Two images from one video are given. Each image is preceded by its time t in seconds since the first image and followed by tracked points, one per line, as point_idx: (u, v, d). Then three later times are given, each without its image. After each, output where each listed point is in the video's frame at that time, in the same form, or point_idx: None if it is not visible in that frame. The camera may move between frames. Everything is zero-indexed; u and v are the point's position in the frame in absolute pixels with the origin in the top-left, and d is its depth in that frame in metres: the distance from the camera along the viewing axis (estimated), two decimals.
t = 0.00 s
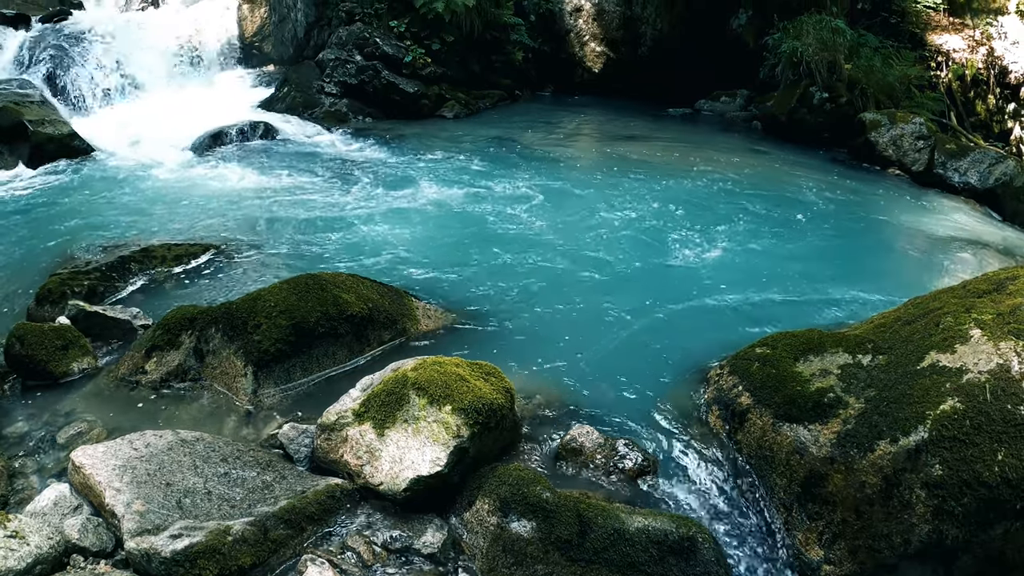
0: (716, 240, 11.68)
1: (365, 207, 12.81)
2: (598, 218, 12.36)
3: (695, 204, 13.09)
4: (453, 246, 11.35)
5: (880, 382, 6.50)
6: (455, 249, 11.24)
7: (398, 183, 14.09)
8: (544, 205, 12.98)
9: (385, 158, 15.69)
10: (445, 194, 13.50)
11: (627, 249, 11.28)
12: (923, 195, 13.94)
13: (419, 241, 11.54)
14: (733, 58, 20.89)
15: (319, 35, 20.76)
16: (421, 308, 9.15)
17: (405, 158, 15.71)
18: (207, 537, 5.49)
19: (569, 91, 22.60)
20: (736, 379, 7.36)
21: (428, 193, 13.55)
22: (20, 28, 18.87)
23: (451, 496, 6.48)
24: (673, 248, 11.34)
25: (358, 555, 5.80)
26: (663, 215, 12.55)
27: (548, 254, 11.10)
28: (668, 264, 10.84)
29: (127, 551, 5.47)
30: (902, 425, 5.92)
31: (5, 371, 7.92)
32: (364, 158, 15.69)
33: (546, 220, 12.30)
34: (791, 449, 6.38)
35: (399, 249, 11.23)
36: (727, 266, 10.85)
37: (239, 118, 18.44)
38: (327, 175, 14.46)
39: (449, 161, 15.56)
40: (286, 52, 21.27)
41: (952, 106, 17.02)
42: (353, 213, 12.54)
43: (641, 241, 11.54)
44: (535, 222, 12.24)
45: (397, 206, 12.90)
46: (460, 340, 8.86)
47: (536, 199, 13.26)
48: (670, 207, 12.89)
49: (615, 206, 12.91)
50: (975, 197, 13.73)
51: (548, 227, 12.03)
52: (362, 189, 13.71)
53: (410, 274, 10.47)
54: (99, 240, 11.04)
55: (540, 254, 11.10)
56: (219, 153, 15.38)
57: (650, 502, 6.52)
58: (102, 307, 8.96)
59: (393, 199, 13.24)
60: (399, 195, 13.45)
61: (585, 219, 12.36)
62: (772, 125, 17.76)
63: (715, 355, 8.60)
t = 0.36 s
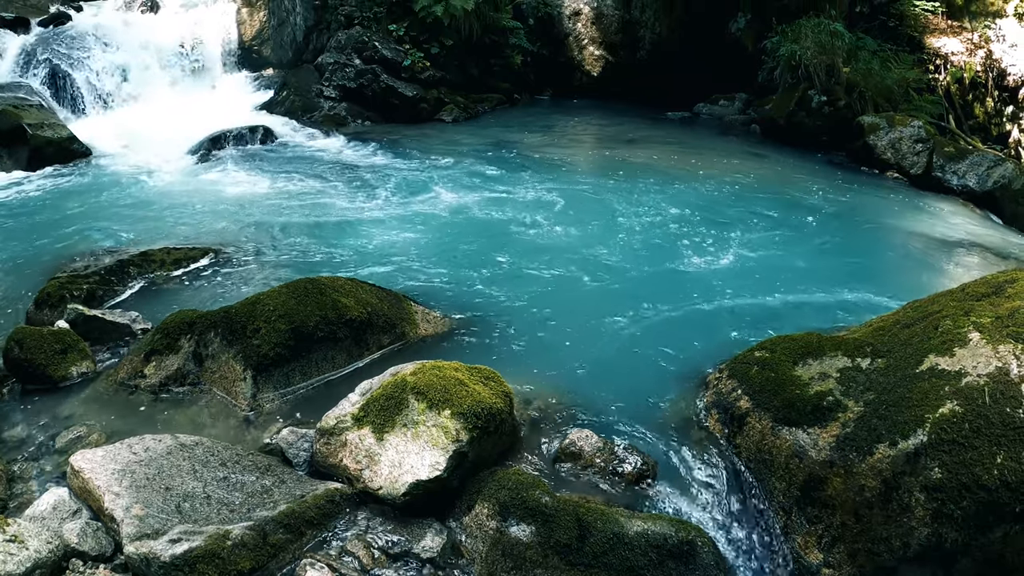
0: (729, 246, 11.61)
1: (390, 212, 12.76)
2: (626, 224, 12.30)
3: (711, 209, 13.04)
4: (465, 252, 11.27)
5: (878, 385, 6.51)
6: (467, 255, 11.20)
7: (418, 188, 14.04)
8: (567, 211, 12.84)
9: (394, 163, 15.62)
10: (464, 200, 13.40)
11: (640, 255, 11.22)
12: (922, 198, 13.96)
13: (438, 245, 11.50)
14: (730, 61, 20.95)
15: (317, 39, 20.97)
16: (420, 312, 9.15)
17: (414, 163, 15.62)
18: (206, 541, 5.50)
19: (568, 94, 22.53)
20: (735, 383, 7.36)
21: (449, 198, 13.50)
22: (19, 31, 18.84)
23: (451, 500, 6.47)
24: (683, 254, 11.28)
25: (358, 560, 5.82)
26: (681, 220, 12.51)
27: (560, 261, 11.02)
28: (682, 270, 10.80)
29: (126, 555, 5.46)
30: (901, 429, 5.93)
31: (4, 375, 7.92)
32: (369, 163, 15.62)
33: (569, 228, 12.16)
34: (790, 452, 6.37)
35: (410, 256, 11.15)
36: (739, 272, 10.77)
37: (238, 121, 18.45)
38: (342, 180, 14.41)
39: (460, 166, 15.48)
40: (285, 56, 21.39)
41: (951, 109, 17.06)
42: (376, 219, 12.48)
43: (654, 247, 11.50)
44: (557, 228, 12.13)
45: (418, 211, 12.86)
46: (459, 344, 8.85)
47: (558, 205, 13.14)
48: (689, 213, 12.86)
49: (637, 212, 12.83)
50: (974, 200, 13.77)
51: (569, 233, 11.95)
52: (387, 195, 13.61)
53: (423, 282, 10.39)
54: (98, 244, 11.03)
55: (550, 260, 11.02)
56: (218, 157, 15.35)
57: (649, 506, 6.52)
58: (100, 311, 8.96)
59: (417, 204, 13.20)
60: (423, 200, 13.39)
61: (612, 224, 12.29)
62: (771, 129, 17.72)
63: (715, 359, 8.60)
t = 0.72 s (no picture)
0: (743, 253, 11.52)
1: (413, 219, 12.65)
2: (651, 226, 12.42)
3: (725, 214, 13.05)
4: (474, 260, 11.18)
5: (878, 389, 6.51)
6: (474, 264, 11.04)
7: (436, 194, 13.94)
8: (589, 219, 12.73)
9: (399, 170, 15.44)
10: (484, 206, 13.33)
11: (654, 260, 11.19)
12: (921, 201, 13.98)
13: (447, 254, 11.35)
14: (729, 64, 20.92)
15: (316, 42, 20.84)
16: (419, 317, 9.15)
17: (423, 169, 15.43)
18: (205, 545, 5.50)
19: (567, 98, 22.65)
20: (734, 387, 7.36)
21: (468, 203, 13.45)
22: (19, 35, 18.82)
23: (449, 505, 6.46)
24: (696, 261, 11.24)
25: (357, 563, 5.82)
26: (699, 226, 12.49)
27: (566, 266, 10.99)
28: (697, 277, 10.74)
29: (125, 560, 5.46)
30: (900, 432, 5.92)
31: (3, 379, 7.91)
32: (371, 169, 15.48)
33: (588, 234, 12.09)
34: (789, 456, 6.37)
35: (414, 261, 11.12)
36: (753, 278, 10.70)
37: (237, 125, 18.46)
38: (359, 186, 14.34)
39: (470, 171, 15.40)
40: (284, 59, 21.21)
41: (949, 112, 17.15)
42: (400, 226, 12.36)
43: (667, 252, 11.48)
44: (578, 235, 12.02)
45: (440, 217, 12.77)
46: (457, 349, 8.85)
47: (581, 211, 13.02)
48: (706, 218, 12.84)
49: (660, 218, 12.76)
50: (972, 203, 13.82)
51: (588, 239, 11.90)
52: (413, 201, 13.58)
53: (426, 291, 10.24)
54: (97, 248, 11.03)
55: (560, 267, 10.95)
56: (218, 162, 15.33)
57: (648, 511, 6.52)
58: (99, 315, 8.96)
59: (439, 209, 13.15)
60: (446, 205, 13.35)
61: (636, 229, 12.29)
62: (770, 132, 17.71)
63: (714, 363, 8.60)
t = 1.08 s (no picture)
0: (759, 259, 11.49)
1: (440, 228, 12.48)
2: (672, 232, 12.37)
3: (742, 217, 13.12)
4: (473, 264, 11.21)
5: (876, 393, 6.51)
6: (483, 270, 11.03)
7: (456, 200, 13.85)
8: (616, 223, 12.71)
9: (404, 177, 15.26)
10: (519, 210, 13.30)
11: (669, 265, 11.18)
12: (919, 205, 13.99)
13: (459, 261, 11.27)
14: (728, 68, 21.04)
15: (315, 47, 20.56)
16: (417, 322, 9.17)
17: (423, 175, 15.42)
18: (203, 551, 5.50)
19: (566, 102, 22.74)
20: (733, 391, 7.36)
21: (495, 209, 13.37)
22: (19, 39, 18.85)
23: (448, 510, 6.45)
24: (713, 267, 11.19)
25: (355, 569, 5.77)
26: (717, 231, 12.47)
27: (567, 270, 11.00)
28: (709, 281, 10.73)
29: (123, 565, 5.45)
30: (899, 436, 5.92)
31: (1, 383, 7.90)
32: (373, 174, 15.41)
33: (613, 243, 11.93)
34: (788, 460, 6.37)
35: (412, 265, 11.13)
36: (770, 285, 10.67)
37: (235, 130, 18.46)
38: (380, 192, 14.27)
39: (469, 175, 15.40)
40: (282, 64, 21.04)
41: (946, 115, 17.15)
42: (432, 234, 12.23)
43: (692, 259, 11.43)
44: (600, 242, 11.94)
45: (468, 224, 12.68)
46: (454, 353, 8.84)
47: (608, 216, 12.99)
48: (723, 222, 12.85)
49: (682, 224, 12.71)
50: (970, 206, 13.85)
51: (607, 245, 11.83)
52: (439, 207, 13.50)
53: (428, 296, 10.22)
54: (95, 253, 11.03)
55: (563, 272, 10.96)
56: (217, 166, 15.31)
57: (646, 516, 6.52)
58: (98, 319, 8.96)
59: (465, 216, 13.07)
60: (473, 211, 13.26)
61: (658, 235, 12.25)
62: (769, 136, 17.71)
63: (714, 367, 8.61)
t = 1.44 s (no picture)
0: (774, 263, 11.49)
1: (456, 232, 12.48)
2: (693, 237, 12.36)
3: (756, 221, 13.16)
4: (474, 267, 11.23)
5: (875, 396, 6.51)
6: (488, 273, 11.03)
7: (476, 207, 13.73)
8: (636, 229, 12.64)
9: (405, 183, 15.12)
10: (539, 215, 13.26)
11: (684, 269, 11.19)
12: (918, 208, 14.00)
13: (470, 268, 11.17)
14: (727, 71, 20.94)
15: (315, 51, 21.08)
16: (416, 326, 9.17)
17: (421, 179, 15.40)
18: (202, 555, 5.51)
19: (564, 106, 22.63)
20: (731, 395, 7.36)
21: (515, 214, 13.27)
22: (17, 43, 18.83)
23: (446, 514, 6.43)
24: (726, 271, 11.18)
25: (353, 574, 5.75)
26: (733, 235, 12.49)
27: (568, 274, 11.00)
28: (722, 285, 10.75)
29: (122, 570, 5.44)
30: (898, 439, 5.93)
31: None
32: (372, 179, 15.39)
33: (636, 250, 11.81)
34: (787, 464, 6.38)
35: (411, 269, 11.15)
36: (785, 291, 10.63)
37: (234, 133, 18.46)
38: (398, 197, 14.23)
39: (467, 179, 15.40)
40: (281, 67, 21.05)
41: (945, 118, 17.37)
42: (447, 239, 12.20)
43: (711, 262, 11.46)
44: (616, 246, 11.93)
45: (491, 227, 12.69)
46: (453, 357, 8.85)
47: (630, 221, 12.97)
48: (738, 226, 12.89)
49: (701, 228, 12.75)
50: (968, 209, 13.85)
51: (626, 249, 11.85)
52: (461, 213, 13.40)
53: (428, 298, 10.28)
54: (94, 257, 11.02)
55: (566, 275, 10.96)
56: (216, 170, 15.31)
57: (644, 519, 6.51)
58: (96, 324, 8.97)
59: (488, 221, 13.01)
60: (495, 217, 13.15)
61: (679, 240, 12.25)
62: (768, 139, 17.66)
63: (712, 370, 8.61)
